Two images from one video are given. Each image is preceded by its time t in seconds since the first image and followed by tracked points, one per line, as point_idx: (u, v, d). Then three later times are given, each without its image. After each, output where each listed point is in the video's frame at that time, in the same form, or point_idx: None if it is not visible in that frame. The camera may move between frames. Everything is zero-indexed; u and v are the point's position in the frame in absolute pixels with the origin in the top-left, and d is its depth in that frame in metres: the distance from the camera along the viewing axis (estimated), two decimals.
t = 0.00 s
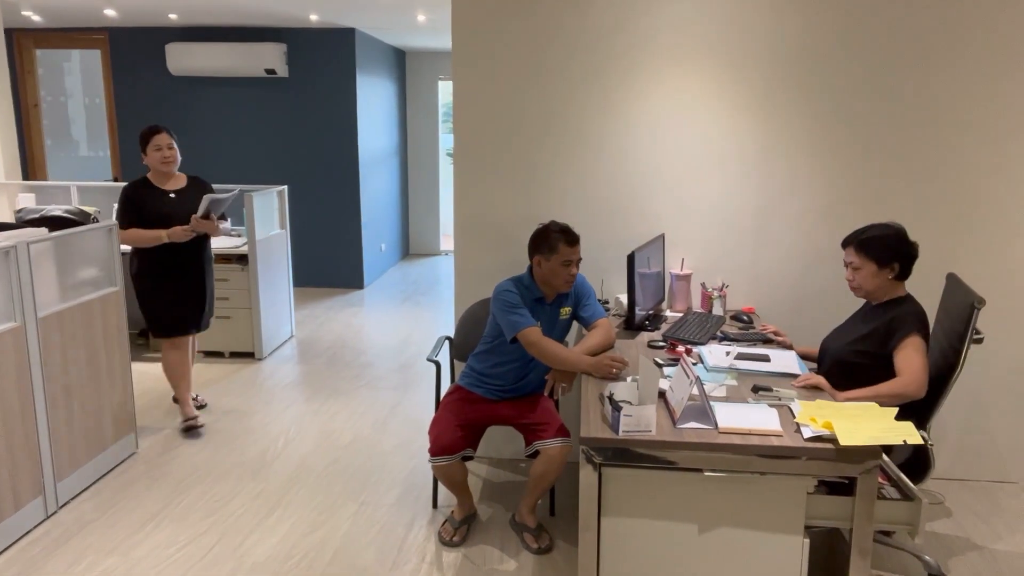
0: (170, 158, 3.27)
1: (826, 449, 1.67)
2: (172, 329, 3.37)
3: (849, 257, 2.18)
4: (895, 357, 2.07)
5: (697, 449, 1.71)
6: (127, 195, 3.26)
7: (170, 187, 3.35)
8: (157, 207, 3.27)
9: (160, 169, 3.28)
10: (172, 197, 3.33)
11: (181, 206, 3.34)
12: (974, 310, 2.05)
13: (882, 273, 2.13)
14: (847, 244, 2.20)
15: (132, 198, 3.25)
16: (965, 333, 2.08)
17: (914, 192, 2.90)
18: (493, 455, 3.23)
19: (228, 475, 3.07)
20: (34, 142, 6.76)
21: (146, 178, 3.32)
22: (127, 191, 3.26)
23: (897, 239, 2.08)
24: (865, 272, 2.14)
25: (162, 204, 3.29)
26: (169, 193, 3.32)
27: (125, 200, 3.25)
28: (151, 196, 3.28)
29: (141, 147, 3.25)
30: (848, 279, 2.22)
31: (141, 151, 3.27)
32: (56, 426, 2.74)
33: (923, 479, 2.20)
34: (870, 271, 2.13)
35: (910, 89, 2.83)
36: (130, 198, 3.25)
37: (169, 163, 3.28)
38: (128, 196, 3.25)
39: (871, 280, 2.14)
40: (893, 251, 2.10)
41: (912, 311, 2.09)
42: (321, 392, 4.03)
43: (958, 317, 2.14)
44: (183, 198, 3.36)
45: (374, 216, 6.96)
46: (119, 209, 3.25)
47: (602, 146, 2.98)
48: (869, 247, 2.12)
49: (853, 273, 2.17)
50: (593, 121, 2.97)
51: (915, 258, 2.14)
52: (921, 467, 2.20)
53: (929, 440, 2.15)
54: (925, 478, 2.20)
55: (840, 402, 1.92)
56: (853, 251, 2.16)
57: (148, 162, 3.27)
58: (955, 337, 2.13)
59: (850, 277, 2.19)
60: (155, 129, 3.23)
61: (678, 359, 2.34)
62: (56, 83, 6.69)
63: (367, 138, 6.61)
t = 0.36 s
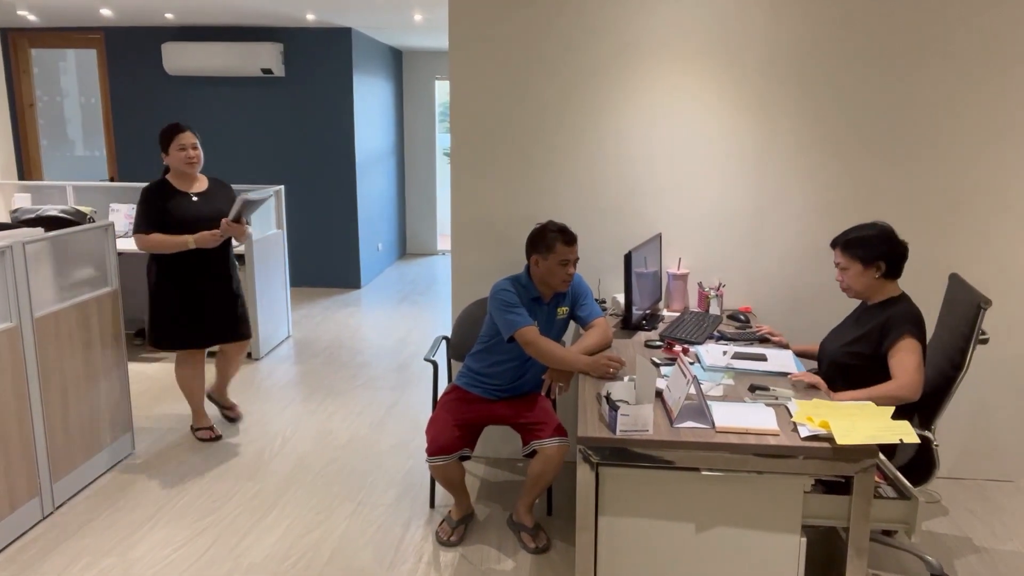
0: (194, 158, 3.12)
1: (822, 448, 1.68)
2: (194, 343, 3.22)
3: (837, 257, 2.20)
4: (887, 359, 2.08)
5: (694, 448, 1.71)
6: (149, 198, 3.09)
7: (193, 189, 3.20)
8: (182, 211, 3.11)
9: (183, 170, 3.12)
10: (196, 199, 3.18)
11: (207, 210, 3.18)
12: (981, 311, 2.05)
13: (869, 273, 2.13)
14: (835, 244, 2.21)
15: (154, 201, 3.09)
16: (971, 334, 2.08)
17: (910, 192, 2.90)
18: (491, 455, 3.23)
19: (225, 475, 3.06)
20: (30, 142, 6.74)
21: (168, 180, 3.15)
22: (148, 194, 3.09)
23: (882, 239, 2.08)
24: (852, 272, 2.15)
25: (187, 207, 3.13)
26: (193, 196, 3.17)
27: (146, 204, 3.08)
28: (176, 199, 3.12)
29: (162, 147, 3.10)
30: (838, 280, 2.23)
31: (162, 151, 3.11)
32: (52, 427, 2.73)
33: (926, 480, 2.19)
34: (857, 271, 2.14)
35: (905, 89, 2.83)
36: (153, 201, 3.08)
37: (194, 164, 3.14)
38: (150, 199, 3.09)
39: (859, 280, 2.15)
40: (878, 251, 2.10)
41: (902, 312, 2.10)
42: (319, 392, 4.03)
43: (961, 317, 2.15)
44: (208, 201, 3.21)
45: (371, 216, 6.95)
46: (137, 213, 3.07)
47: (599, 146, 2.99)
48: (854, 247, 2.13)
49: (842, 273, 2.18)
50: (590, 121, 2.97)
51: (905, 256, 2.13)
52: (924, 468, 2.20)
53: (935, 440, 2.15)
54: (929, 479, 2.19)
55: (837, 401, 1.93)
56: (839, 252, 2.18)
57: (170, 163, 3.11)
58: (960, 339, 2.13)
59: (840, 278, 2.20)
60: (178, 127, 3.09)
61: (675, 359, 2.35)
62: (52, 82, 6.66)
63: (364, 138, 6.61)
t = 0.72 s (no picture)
0: (234, 162, 2.97)
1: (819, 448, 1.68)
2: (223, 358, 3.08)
3: (841, 258, 2.19)
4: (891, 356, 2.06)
5: (691, 448, 1.71)
6: (182, 206, 2.96)
7: (228, 195, 3.04)
8: (214, 220, 2.97)
9: (220, 174, 2.97)
10: (229, 206, 3.01)
11: (240, 219, 3.02)
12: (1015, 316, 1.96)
13: (873, 272, 2.11)
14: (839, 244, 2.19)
15: (186, 209, 2.96)
16: (1004, 340, 2.00)
17: (907, 191, 2.91)
18: (488, 455, 3.23)
19: (222, 476, 3.06)
20: (26, 142, 6.72)
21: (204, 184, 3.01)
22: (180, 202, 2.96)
23: (884, 238, 2.07)
24: (856, 272, 2.14)
25: (219, 215, 2.97)
26: (227, 202, 3.01)
27: (178, 212, 2.95)
28: (208, 206, 2.98)
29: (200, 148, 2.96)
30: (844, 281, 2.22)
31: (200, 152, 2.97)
32: (48, 427, 2.72)
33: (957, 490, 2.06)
34: (861, 271, 2.13)
35: (901, 89, 2.84)
36: (185, 209, 2.95)
37: (233, 167, 2.99)
38: (182, 207, 2.95)
39: (863, 281, 2.13)
40: (881, 249, 2.08)
41: (908, 308, 2.08)
42: (316, 392, 4.03)
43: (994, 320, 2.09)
44: (243, 209, 3.05)
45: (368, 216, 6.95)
46: (169, 221, 2.94)
47: (596, 147, 2.99)
48: (855, 247, 2.12)
49: (847, 274, 2.17)
50: (587, 121, 2.97)
51: (910, 253, 2.11)
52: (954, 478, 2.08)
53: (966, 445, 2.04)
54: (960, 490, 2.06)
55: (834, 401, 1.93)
56: (842, 253, 2.17)
57: (207, 164, 2.97)
58: (994, 343, 2.05)
59: (845, 279, 2.19)
60: (219, 129, 2.95)
61: (673, 358, 2.35)
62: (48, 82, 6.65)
63: (361, 138, 6.60)
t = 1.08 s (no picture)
0: (251, 169, 2.67)
1: (817, 447, 1.68)
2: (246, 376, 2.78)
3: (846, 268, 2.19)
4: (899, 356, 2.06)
5: (688, 448, 1.71)
6: (197, 213, 2.66)
7: (246, 204, 2.74)
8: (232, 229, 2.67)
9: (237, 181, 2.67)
10: (245, 214, 2.71)
11: (257, 229, 2.72)
12: None
13: (878, 279, 2.11)
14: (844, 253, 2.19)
15: (199, 217, 2.66)
16: None
17: (905, 191, 2.91)
18: (486, 454, 3.23)
19: (219, 476, 3.05)
20: (23, 142, 6.70)
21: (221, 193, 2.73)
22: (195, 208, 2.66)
23: (884, 243, 2.06)
24: (861, 281, 2.13)
25: (233, 224, 2.68)
26: (242, 211, 2.71)
27: (191, 219, 2.65)
28: (223, 214, 2.68)
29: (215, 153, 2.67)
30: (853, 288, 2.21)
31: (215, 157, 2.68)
32: (46, 428, 2.72)
33: (987, 498, 2.03)
34: (865, 279, 2.12)
35: (898, 89, 2.84)
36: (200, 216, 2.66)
37: (251, 174, 2.68)
38: (194, 213, 2.66)
39: (869, 288, 2.13)
40: (882, 255, 2.07)
41: (915, 310, 2.06)
42: (313, 392, 4.02)
43: (1018, 328, 2.05)
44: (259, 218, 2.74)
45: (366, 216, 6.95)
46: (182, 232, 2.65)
47: (594, 146, 2.99)
48: (857, 256, 2.12)
49: (853, 283, 2.17)
50: (585, 120, 2.97)
51: (914, 254, 2.09)
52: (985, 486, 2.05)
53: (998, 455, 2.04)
54: (991, 498, 2.04)
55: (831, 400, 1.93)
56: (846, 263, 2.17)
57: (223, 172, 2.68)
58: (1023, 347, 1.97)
59: (854, 288, 2.19)
60: (235, 132, 2.64)
61: (671, 358, 2.35)
62: (45, 82, 6.63)
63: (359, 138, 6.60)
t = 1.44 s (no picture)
0: (264, 168, 2.52)
1: (816, 447, 1.68)
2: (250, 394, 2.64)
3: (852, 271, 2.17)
4: (905, 357, 2.05)
5: (687, 447, 1.72)
6: (202, 214, 2.50)
7: (254, 204, 2.59)
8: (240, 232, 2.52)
9: (248, 180, 2.52)
10: (255, 216, 2.56)
11: (267, 231, 2.57)
12: None
13: (884, 283, 2.08)
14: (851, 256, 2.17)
15: (205, 218, 2.51)
16: None
17: (905, 191, 2.91)
18: (486, 454, 3.23)
19: (218, 476, 3.05)
20: (22, 142, 6.70)
21: (229, 191, 2.57)
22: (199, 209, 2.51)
23: (892, 248, 2.03)
24: (867, 284, 2.11)
25: (241, 226, 2.52)
26: (252, 212, 2.56)
27: (197, 222, 2.50)
28: (231, 216, 2.53)
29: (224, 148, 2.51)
30: (860, 290, 2.19)
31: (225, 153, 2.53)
32: (45, 428, 2.72)
33: (1007, 502, 1.99)
34: (871, 283, 2.10)
35: (896, 89, 2.84)
36: (206, 217, 2.50)
37: (262, 172, 2.53)
38: (200, 215, 2.51)
39: (876, 291, 2.10)
40: (889, 258, 2.05)
41: (921, 314, 2.04)
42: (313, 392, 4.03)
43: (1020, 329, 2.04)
44: (271, 220, 2.59)
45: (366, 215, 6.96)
46: (187, 235, 2.48)
47: (594, 146, 2.99)
48: (863, 261, 2.09)
49: (860, 286, 2.15)
50: (585, 120, 2.97)
51: (920, 257, 2.06)
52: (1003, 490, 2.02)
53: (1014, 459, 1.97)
54: (1007, 503, 1.99)
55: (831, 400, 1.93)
56: (851, 267, 2.15)
57: (232, 170, 2.52)
58: None
59: (860, 290, 2.17)
60: (248, 126, 2.49)
61: (671, 358, 2.35)
62: (44, 82, 6.63)
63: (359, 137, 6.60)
